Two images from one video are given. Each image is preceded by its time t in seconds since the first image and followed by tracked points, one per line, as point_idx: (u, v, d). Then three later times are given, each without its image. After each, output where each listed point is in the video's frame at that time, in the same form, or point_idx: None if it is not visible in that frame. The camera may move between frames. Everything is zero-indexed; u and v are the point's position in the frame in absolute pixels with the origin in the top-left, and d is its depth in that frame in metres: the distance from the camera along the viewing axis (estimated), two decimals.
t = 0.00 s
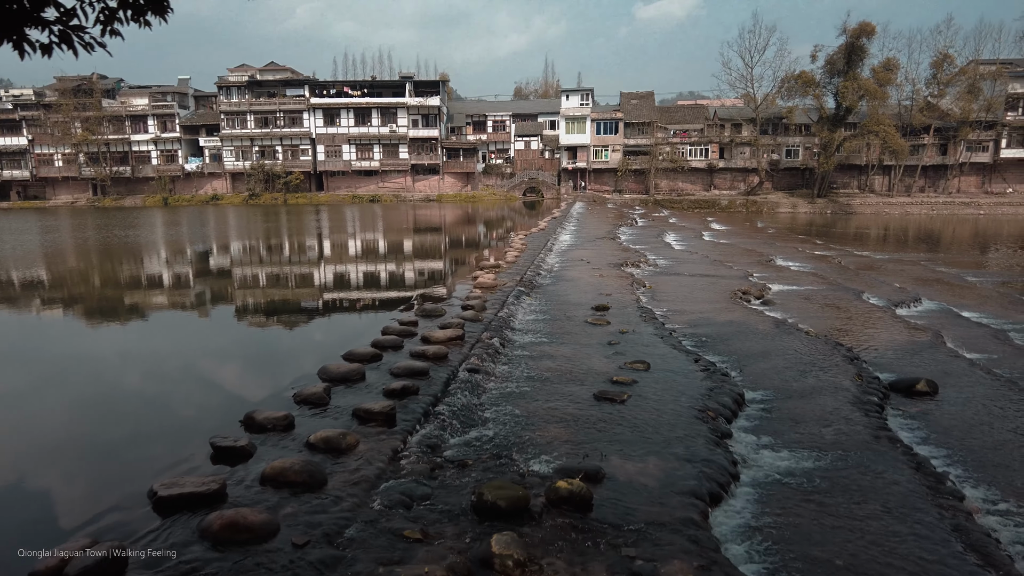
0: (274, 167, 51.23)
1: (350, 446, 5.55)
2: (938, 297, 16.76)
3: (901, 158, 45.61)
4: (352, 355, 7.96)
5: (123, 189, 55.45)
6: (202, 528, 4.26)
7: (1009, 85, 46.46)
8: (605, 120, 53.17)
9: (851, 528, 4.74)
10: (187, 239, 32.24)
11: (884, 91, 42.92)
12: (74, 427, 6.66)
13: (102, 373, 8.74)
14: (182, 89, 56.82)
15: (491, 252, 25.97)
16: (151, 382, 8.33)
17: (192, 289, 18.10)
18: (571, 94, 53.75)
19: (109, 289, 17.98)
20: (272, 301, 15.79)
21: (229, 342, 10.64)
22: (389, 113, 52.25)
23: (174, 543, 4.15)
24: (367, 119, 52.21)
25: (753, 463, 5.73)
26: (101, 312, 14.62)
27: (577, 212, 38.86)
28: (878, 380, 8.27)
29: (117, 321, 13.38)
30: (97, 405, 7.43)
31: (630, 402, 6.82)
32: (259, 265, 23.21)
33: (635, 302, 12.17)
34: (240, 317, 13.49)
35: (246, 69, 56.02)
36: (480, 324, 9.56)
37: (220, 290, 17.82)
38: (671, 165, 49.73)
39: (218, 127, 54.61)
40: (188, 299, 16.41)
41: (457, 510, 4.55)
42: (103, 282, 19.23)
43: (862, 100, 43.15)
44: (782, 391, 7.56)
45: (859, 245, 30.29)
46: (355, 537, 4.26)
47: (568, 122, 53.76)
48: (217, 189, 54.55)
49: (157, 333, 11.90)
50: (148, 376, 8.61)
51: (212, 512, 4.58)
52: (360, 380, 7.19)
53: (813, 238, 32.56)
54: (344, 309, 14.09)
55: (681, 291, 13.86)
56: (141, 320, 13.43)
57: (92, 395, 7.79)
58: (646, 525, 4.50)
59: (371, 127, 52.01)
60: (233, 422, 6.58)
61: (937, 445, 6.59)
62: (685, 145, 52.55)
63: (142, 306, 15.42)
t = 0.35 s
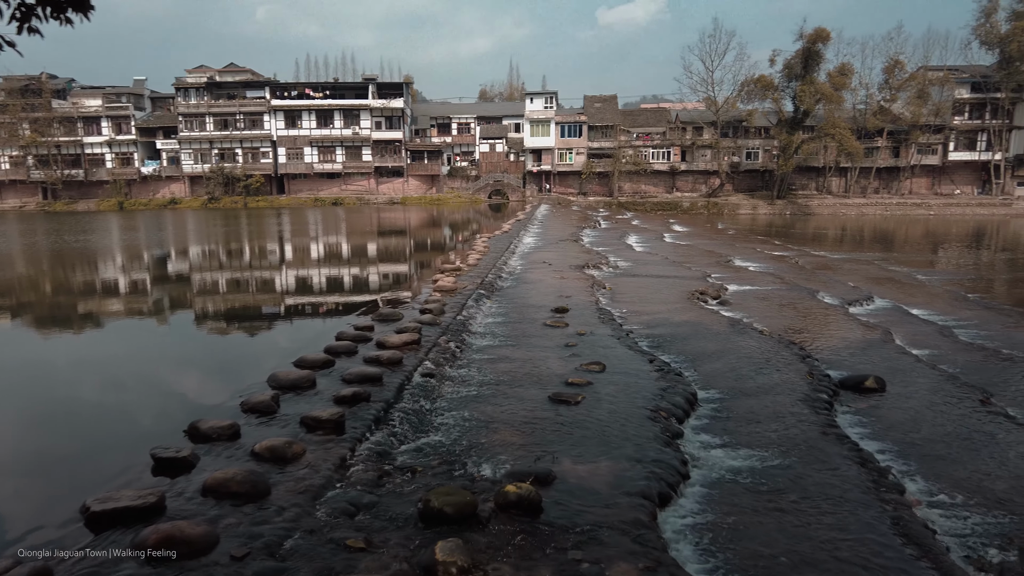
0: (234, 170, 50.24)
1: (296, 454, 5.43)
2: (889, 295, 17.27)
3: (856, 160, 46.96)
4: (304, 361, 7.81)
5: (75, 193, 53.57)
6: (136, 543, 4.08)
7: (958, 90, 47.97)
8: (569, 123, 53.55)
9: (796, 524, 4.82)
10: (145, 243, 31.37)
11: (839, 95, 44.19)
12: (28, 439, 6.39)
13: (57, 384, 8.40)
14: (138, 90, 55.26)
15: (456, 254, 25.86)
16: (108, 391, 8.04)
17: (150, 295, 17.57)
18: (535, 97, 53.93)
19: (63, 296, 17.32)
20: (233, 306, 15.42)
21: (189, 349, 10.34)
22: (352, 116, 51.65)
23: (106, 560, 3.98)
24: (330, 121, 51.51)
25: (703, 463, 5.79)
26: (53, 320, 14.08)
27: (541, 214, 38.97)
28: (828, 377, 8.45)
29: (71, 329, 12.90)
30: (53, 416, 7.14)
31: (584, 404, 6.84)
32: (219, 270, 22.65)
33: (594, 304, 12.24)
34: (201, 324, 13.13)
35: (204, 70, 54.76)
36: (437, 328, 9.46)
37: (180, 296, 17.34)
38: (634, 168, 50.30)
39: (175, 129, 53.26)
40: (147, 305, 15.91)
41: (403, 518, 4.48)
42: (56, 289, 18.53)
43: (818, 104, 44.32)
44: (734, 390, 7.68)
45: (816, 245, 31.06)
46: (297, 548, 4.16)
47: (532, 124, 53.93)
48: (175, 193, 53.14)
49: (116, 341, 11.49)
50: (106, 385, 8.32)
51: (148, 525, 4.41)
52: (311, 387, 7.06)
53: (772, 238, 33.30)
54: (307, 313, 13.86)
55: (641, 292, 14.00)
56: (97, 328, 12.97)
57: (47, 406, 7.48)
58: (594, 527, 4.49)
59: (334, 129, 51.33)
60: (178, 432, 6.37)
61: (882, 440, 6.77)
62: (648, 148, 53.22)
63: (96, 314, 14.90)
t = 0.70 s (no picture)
0: (183, 175, 48.84)
1: (229, 464, 5.18)
2: (831, 295, 17.84)
3: (803, 164, 48.46)
4: (242, 370, 7.56)
5: (12, 199, 51.00)
6: (47, 563, 3.82)
7: (895, 98, 50.20)
8: (525, 128, 53.77)
9: (731, 520, 4.89)
10: (88, 250, 30.06)
11: (787, 101, 45.63)
12: None
13: None
14: (79, 91, 53.07)
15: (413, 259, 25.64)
16: (51, 406, 7.62)
17: (95, 304, 16.84)
18: (491, 101, 53.97)
19: None
20: (183, 314, 14.90)
21: (133, 360, 9.92)
22: (305, 119, 50.73)
23: None
24: (282, 124, 50.46)
25: (644, 462, 5.82)
26: None
27: (498, 218, 39.00)
28: (770, 376, 8.64)
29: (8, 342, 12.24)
30: None
31: (528, 407, 6.81)
32: (168, 277, 21.88)
33: (544, 307, 12.25)
34: (148, 334, 12.61)
35: (150, 72, 53.01)
36: (383, 333, 9.30)
37: (127, 304, 16.68)
38: (590, 173, 50.81)
39: (120, 133, 51.33)
40: (91, 315, 15.25)
41: (336, 527, 4.35)
42: None
43: (767, 110, 45.62)
44: (678, 390, 7.78)
45: (766, 247, 31.88)
46: (223, 561, 3.98)
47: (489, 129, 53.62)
48: (121, 199, 51.17)
49: (59, 354, 10.94)
50: (49, 400, 7.86)
51: (65, 543, 4.11)
52: (248, 396, 6.83)
53: (723, 241, 34.04)
54: (261, 321, 13.49)
55: (592, 295, 14.11)
56: (36, 340, 12.33)
57: None
58: (530, 530, 4.45)
59: (286, 133, 50.29)
60: (105, 446, 6.04)
61: (818, 435, 6.95)
62: (603, 153, 53.83)
63: (37, 325, 14.19)
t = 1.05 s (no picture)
0: (175, 179, 48.68)
1: (200, 470, 5.12)
2: (821, 298, 17.87)
3: (796, 167, 48.56)
4: (221, 375, 7.51)
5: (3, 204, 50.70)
6: (7, 570, 3.75)
7: (886, 101, 50.37)
8: (518, 132, 53.39)
9: (703, 524, 4.87)
10: (80, 255, 29.93)
11: (779, 104, 45.76)
12: None
13: None
14: (71, 96, 52.87)
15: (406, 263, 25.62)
16: (47, 412, 7.55)
17: (87, 309, 16.76)
18: (484, 105, 54.00)
19: None
20: (176, 319, 14.81)
21: (123, 365, 9.85)
22: (298, 123, 50.68)
23: None
24: (275, 128, 50.41)
25: (620, 466, 5.81)
26: None
27: (491, 222, 38.99)
28: (752, 378, 8.63)
29: None
30: None
31: (507, 411, 6.79)
32: (160, 282, 21.79)
33: (530, 310, 12.24)
34: (142, 338, 12.56)
35: (142, 76, 52.88)
36: (366, 337, 9.27)
37: (119, 309, 16.62)
38: (583, 176, 50.88)
39: (112, 137, 51.15)
40: (84, 320, 15.17)
41: (302, 533, 4.31)
42: None
43: (759, 113, 45.72)
44: (658, 393, 7.77)
45: (758, 250, 31.90)
46: (186, 569, 3.93)
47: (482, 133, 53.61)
48: (113, 203, 50.93)
49: (55, 361, 10.88)
50: (45, 406, 7.78)
51: (26, 551, 4.04)
52: (225, 401, 6.77)
53: (716, 244, 34.05)
54: (253, 325, 13.43)
55: (579, 298, 14.09)
56: (29, 346, 12.26)
57: None
58: (498, 535, 4.42)
59: (279, 137, 50.21)
60: (78, 454, 5.96)
61: (797, 438, 6.94)
62: (596, 156, 53.91)
63: (29, 331, 14.06)
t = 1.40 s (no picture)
0: (175, 180, 48.70)
1: (172, 469, 5.06)
2: (816, 298, 17.80)
3: (795, 168, 48.46)
4: (204, 375, 7.47)
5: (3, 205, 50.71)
6: None
7: (886, 102, 50.26)
8: (518, 133, 53.34)
9: (680, 526, 4.81)
10: (80, 255, 29.93)
11: (778, 105, 45.65)
12: None
13: None
14: (71, 97, 52.97)
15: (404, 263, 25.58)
16: (47, 411, 7.53)
17: (87, 309, 16.76)
18: (484, 106, 53.94)
19: None
20: (176, 320, 14.76)
21: (118, 366, 9.81)
22: (298, 124, 50.70)
23: None
24: (275, 129, 50.44)
25: (599, 467, 5.75)
26: None
27: (490, 223, 38.96)
28: (740, 379, 8.56)
29: None
30: None
31: (488, 412, 6.72)
32: (159, 282, 21.77)
33: (521, 310, 12.18)
34: (142, 339, 12.53)
35: (142, 77, 52.95)
36: (352, 337, 9.21)
37: (119, 309, 16.60)
38: (583, 177, 50.85)
39: (113, 138, 51.23)
40: (84, 320, 15.16)
41: (270, 534, 4.26)
42: None
43: (759, 114, 45.62)
44: (643, 394, 7.70)
45: (756, 250, 31.81)
46: (149, 569, 3.87)
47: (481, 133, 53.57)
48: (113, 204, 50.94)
49: (53, 361, 10.83)
50: (47, 407, 7.73)
51: None
52: (205, 401, 6.72)
53: (715, 245, 33.96)
54: (251, 326, 13.39)
55: (571, 299, 14.02)
56: (29, 347, 12.27)
57: None
58: (469, 536, 4.36)
59: (279, 138, 50.24)
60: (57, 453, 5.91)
61: (782, 440, 6.87)
62: (595, 157, 53.86)
63: (28, 331, 14.04)
